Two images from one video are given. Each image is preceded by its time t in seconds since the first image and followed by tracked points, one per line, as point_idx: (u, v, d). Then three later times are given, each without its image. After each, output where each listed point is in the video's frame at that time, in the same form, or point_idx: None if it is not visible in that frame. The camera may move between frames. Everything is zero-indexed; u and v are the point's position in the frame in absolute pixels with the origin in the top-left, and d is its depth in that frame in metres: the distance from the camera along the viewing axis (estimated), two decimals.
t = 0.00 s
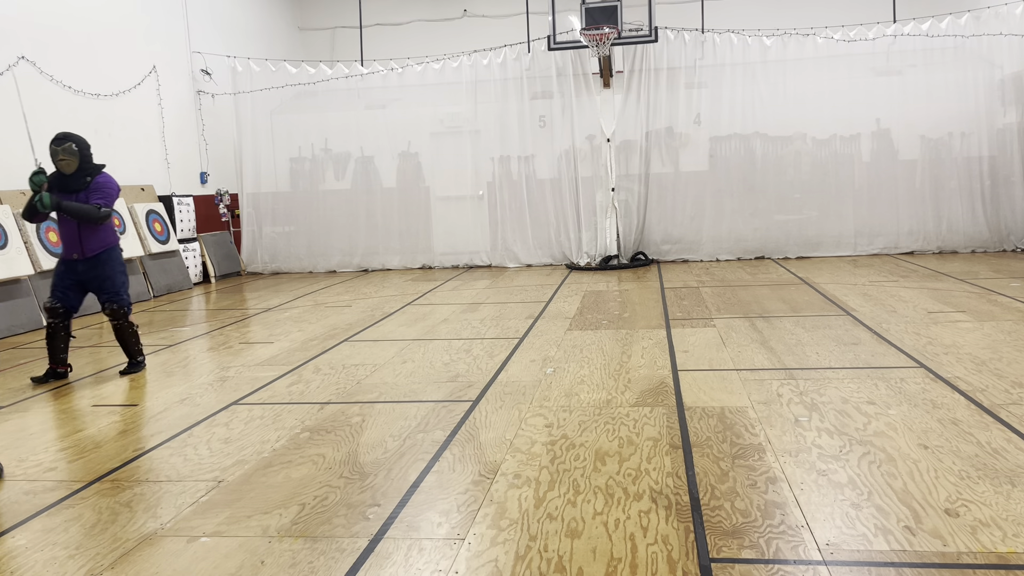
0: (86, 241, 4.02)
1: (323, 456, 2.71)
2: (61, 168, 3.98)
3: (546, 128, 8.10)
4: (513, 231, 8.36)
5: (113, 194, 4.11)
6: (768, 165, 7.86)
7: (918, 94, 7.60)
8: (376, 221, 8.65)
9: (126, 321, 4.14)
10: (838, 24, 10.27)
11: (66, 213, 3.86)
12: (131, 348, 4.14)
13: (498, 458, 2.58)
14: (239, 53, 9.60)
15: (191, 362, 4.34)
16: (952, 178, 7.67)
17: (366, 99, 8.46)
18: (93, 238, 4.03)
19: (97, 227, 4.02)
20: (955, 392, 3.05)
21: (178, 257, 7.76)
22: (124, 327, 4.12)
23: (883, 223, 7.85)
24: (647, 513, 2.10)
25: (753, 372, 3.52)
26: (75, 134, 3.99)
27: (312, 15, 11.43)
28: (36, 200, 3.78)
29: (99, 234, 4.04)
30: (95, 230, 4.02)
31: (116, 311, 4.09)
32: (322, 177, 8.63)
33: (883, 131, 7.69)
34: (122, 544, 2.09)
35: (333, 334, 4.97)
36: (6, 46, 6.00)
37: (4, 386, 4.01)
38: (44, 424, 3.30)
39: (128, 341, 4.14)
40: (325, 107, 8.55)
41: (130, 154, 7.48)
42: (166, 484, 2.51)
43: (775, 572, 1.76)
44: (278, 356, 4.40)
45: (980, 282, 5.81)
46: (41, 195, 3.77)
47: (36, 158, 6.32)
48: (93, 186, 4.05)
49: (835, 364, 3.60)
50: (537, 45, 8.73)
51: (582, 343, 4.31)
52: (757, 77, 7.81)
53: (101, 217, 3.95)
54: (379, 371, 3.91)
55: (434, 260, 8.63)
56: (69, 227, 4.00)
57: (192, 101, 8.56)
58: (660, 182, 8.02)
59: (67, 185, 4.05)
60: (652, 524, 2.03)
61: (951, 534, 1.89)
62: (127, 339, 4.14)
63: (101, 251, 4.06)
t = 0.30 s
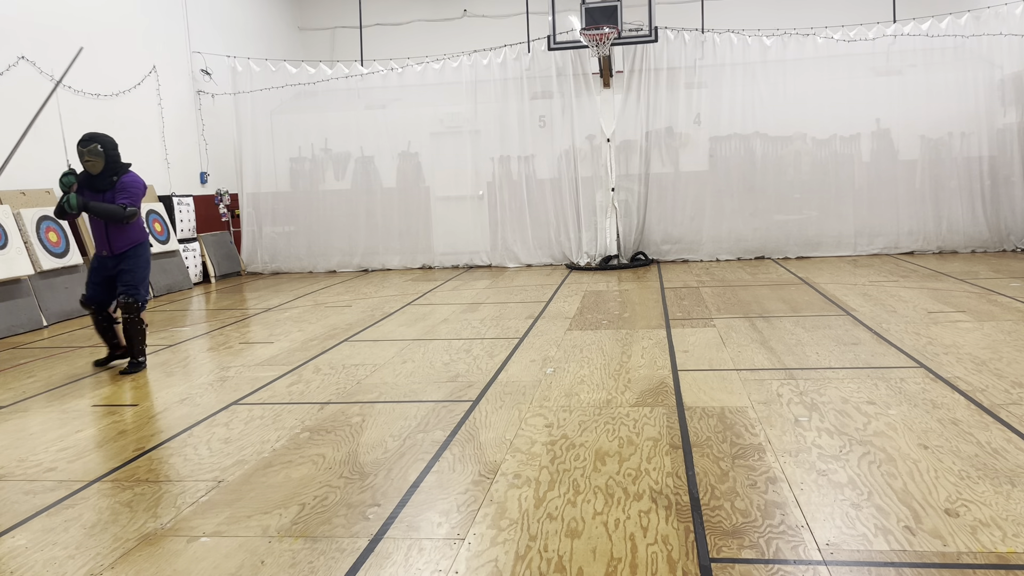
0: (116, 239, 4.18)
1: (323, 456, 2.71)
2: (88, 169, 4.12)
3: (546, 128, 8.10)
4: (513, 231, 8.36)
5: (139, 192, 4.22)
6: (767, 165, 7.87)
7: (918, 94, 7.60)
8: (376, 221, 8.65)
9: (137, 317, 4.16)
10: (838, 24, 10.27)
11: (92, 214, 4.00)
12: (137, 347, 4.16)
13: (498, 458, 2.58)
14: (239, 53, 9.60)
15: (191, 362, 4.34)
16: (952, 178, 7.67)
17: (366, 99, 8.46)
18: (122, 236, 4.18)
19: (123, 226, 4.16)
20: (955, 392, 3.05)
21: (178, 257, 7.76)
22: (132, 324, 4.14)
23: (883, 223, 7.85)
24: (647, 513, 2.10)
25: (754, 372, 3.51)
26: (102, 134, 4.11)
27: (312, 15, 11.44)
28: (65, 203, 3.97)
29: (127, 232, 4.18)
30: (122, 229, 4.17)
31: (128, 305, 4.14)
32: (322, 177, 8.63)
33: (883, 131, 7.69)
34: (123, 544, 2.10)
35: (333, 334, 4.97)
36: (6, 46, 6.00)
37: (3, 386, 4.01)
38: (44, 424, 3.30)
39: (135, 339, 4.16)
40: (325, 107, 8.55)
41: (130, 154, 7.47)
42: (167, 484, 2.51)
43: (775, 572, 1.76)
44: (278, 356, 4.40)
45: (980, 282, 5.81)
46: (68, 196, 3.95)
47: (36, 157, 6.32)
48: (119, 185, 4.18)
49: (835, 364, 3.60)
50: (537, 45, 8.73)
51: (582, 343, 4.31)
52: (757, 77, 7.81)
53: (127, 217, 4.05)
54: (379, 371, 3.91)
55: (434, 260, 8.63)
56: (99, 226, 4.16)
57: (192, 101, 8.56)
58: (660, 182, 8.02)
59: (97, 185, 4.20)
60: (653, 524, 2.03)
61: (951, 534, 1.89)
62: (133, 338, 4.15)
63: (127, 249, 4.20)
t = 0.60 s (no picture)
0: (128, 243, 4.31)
1: (323, 456, 2.71)
2: (109, 173, 4.27)
3: (546, 128, 8.10)
4: (513, 231, 8.36)
5: (155, 199, 4.32)
6: (767, 165, 7.86)
7: (917, 94, 7.60)
8: (375, 221, 8.65)
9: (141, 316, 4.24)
10: (838, 23, 10.27)
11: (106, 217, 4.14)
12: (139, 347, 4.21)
13: (498, 458, 2.58)
14: (239, 53, 9.60)
15: (190, 362, 4.34)
16: (952, 178, 7.67)
17: (366, 99, 8.46)
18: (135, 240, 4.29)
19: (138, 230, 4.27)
20: (955, 392, 3.05)
21: (177, 257, 7.76)
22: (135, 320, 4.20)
23: (883, 223, 7.85)
24: (647, 513, 2.10)
25: (754, 372, 3.52)
26: (122, 140, 4.26)
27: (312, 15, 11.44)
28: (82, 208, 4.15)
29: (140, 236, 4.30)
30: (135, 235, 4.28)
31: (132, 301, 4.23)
32: (322, 177, 8.63)
33: (883, 131, 7.69)
34: (123, 544, 2.10)
35: (333, 334, 4.97)
36: (6, 46, 6.00)
37: (3, 386, 4.01)
38: (44, 424, 3.30)
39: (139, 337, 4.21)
40: (325, 107, 8.55)
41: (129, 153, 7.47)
42: (167, 484, 2.51)
43: (775, 572, 1.76)
44: (278, 356, 4.40)
45: (980, 282, 5.81)
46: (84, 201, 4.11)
47: (36, 158, 6.32)
48: (136, 190, 4.30)
49: (835, 364, 3.60)
50: (537, 45, 8.73)
51: (581, 343, 4.32)
52: (757, 77, 7.81)
53: (140, 222, 4.15)
54: (379, 371, 3.91)
55: (434, 260, 8.63)
56: (114, 229, 4.32)
57: (192, 101, 8.56)
58: (660, 182, 8.02)
59: (115, 189, 4.36)
60: (652, 524, 2.03)
61: (950, 534, 1.89)
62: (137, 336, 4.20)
63: (139, 251, 4.32)
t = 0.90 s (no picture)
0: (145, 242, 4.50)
1: (322, 456, 2.71)
2: (128, 177, 4.42)
3: (546, 128, 8.10)
4: (513, 231, 8.35)
5: (172, 202, 4.49)
6: (767, 165, 7.86)
7: (917, 94, 7.61)
8: (375, 221, 8.65)
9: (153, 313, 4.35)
10: (838, 23, 10.26)
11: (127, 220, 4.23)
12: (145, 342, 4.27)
13: (498, 458, 2.58)
14: (239, 53, 9.60)
15: (190, 362, 4.34)
16: (952, 179, 7.67)
17: (366, 99, 8.46)
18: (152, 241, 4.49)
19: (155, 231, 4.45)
20: (955, 392, 3.05)
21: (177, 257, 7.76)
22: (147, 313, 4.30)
23: (883, 224, 7.85)
24: (647, 513, 2.10)
25: (754, 372, 3.52)
26: (140, 146, 4.43)
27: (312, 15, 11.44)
28: (104, 208, 4.18)
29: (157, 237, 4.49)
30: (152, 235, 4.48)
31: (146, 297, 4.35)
32: (322, 177, 8.63)
33: (883, 131, 7.69)
34: (123, 544, 2.10)
35: (333, 334, 4.97)
36: (6, 46, 6.00)
37: (3, 386, 4.01)
38: (44, 424, 3.30)
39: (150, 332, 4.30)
40: (325, 107, 8.55)
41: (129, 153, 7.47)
42: (167, 484, 2.51)
43: (775, 572, 1.76)
44: (278, 356, 4.40)
45: (980, 282, 5.81)
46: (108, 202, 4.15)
47: (36, 158, 6.32)
48: (154, 193, 4.46)
49: (835, 364, 3.60)
50: (537, 45, 8.73)
51: (581, 343, 4.32)
52: (757, 77, 7.81)
53: (157, 223, 4.30)
54: (379, 371, 3.91)
55: (434, 260, 8.63)
56: (133, 229, 4.51)
57: (192, 101, 8.56)
58: (660, 182, 8.02)
59: (134, 192, 4.51)
60: (652, 524, 2.03)
61: (951, 534, 1.89)
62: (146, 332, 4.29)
63: (155, 251, 4.51)
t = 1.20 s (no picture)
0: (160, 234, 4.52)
1: (323, 456, 2.71)
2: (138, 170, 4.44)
3: (546, 128, 8.10)
4: (513, 231, 8.35)
5: (181, 193, 4.49)
6: (767, 165, 7.86)
7: (917, 94, 7.61)
8: (375, 221, 8.65)
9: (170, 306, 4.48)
10: (838, 23, 10.26)
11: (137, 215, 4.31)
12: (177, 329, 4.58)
13: (498, 458, 2.58)
14: (239, 53, 9.61)
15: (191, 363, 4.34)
16: (952, 179, 7.67)
17: (366, 99, 8.46)
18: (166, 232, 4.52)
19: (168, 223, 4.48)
20: (955, 392, 3.05)
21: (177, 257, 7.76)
22: (166, 309, 4.39)
23: (882, 224, 7.85)
24: (647, 513, 2.10)
25: (754, 372, 3.52)
26: (149, 138, 4.43)
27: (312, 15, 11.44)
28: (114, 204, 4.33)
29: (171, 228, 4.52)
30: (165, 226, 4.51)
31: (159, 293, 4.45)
32: (322, 177, 8.63)
33: (883, 131, 7.69)
34: (123, 544, 2.10)
35: (333, 334, 4.97)
36: (6, 46, 6.00)
37: (3, 386, 4.02)
38: (44, 424, 3.30)
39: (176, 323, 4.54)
40: (325, 107, 8.55)
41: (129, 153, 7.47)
42: (167, 484, 2.51)
43: (775, 572, 1.76)
44: (278, 356, 4.40)
45: (980, 282, 5.81)
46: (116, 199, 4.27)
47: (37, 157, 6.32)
48: (164, 185, 4.46)
49: (835, 364, 3.60)
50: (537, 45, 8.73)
51: (581, 343, 4.32)
52: (757, 77, 7.81)
53: (168, 215, 4.35)
54: (379, 371, 3.91)
55: (434, 260, 8.63)
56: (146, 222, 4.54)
57: (192, 101, 8.56)
58: (660, 182, 8.02)
59: (145, 185, 4.52)
60: (652, 524, 2.03)
61: (951, 534, 1.89)
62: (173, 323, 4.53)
63: (168, 242, 4.54)
